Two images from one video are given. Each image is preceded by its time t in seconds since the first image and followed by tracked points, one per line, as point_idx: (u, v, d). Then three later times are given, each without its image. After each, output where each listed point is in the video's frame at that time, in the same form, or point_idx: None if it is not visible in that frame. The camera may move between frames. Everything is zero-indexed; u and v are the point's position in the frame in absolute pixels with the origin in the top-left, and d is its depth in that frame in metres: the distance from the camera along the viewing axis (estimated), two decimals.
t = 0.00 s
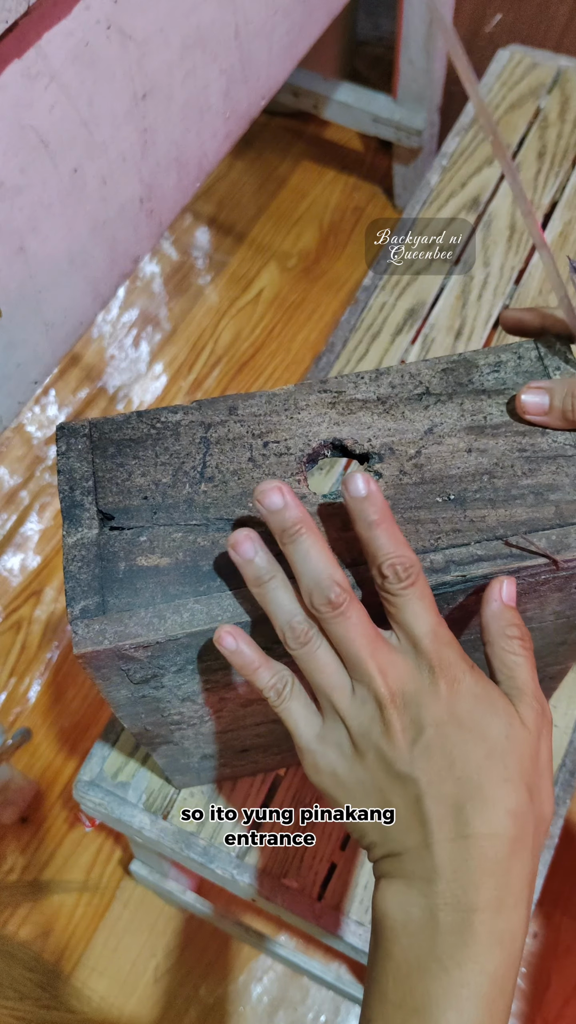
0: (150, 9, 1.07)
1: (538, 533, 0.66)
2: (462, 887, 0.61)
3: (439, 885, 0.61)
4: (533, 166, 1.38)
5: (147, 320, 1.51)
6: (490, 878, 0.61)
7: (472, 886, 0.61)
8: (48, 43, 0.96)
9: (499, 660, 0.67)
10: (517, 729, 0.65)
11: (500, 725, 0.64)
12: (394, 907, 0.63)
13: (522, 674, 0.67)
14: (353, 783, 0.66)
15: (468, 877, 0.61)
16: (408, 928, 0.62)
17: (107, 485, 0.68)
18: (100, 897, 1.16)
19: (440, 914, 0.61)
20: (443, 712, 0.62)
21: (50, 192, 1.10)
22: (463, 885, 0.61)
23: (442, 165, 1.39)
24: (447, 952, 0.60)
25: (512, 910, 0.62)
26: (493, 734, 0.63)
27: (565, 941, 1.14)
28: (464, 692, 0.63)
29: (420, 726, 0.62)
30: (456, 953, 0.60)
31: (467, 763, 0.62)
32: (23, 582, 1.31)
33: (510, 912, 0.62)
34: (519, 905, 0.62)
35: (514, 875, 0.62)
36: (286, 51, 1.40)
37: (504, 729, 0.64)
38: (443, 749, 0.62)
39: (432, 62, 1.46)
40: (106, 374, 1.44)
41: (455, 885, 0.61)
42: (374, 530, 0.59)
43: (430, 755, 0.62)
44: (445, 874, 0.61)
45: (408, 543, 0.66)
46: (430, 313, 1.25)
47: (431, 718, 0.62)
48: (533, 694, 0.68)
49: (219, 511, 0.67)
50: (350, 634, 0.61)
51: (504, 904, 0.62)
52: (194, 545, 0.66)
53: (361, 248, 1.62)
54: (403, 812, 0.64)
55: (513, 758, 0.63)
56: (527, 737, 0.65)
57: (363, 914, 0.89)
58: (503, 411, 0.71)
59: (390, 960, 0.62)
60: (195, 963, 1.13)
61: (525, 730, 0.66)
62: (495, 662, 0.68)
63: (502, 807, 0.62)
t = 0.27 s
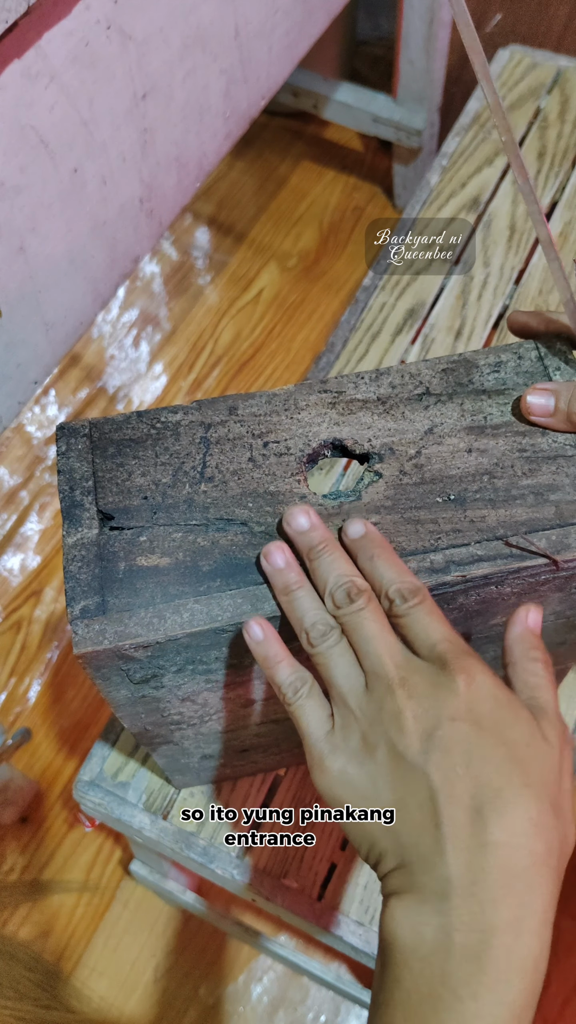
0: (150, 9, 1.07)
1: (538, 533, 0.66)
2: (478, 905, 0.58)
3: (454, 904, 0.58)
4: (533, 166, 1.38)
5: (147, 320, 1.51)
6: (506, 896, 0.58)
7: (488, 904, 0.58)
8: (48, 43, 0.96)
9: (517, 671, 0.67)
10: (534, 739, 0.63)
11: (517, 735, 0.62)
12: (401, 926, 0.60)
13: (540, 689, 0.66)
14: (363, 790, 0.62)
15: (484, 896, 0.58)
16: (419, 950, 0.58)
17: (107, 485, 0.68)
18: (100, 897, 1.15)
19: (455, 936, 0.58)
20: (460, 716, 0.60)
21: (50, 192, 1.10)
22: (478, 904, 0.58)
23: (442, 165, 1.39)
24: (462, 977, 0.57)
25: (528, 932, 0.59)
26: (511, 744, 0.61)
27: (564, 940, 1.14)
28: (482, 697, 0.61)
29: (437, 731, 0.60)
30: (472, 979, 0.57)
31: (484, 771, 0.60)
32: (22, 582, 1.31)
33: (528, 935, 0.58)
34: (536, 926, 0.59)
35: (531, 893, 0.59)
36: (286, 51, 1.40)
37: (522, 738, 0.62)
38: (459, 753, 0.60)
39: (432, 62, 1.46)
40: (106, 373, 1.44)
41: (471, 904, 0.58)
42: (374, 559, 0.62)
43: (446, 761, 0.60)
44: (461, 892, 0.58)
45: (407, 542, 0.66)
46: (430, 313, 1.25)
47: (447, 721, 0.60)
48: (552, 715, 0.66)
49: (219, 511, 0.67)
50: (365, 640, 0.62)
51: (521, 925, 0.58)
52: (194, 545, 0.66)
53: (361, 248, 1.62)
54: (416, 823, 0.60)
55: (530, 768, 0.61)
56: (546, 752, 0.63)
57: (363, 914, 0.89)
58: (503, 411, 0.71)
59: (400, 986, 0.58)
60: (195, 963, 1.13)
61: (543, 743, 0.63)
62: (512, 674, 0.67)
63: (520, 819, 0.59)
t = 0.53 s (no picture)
0: (150, 9, 1.07)
1: (537, 533, 0.66)
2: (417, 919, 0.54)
3: (391, 927, 0.55)
4: (533, 166, 1.38)
5: (147, 320, 1.52)
6: (450, 906, 0.54)
7: (432, 919, 0.53)
8: (48, 43, 0.96)
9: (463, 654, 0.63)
10: (469, 729, 0.58)
11: (449, 738, 0.57)
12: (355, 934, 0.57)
13: (479, 669, 0.62)
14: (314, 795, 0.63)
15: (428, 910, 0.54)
16: (365, 965, 0.55)
17: (107, 485, 0.68)
18: (100, 897, 1.15)
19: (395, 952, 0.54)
20: (388, 732, 0.57)
21: (50, 192, 1.10)
22: (421, 914, 0.53)
23: (442, 165, 1.39)
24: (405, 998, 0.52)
25: (482, 947, 0.54)
26: (440, 754, 0.56)
27: (565, 940, 1.14)
28: (410, 709, 0.57)
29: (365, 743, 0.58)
30: (418, 991, 0.52)
31: (415, 779, 0.56)
32: (22, 582, 1.31)
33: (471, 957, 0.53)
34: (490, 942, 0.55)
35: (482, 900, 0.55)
36: (286, 50, 1.40)
37: (453, 742, 0.57)
38: (379, 766, 0.57)
39: (432, 62, 1.46)
40: (106, 373, 1.44)
41: (412, 926, 0.54)
42: (332, 558, 0.63)
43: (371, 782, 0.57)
44: (395, 917, 0.55)
45: (409, 542, 0.66)
46: (430, 313, 1.25)
47: (381, 735, 0.57)
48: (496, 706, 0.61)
49: (219, 511, 0.67)
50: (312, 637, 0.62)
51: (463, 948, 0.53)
52: (194, 545, 0.66)
53: (361, 248, 1.62)
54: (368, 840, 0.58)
55: (471, 763, 0.57)
56: (493, 749, 0.58)
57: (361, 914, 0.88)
58: (503, 411, 0.71)
59: (352, 1002, 0.55)
60: (195, 963, 1.13)
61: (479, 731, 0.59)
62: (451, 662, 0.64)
63: (457, 833, 0.54)
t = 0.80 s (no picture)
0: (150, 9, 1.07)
1: (537, 533, 0.66)
2: (251, 905, 0.53)
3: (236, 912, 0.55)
4: (533, 166, 1.38)
5: (147, 320, 1.52)
6: (264, 899, 0.52)
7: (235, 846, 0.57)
8: (48, 43, 0.96)
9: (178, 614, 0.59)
10: (187, 713, 0.57)
11: (166, 721, 0.57)
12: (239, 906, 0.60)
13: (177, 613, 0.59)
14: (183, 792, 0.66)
15: (246, 890, 0.54)
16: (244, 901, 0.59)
17: (107, 486, 0.68)
18: (100, 897, 1.15)
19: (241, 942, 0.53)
20: (134, 734, 0.59)
21: (50, 192, 1.10)
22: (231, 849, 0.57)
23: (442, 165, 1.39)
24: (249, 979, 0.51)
25: (312, 922, 0.51)
26: (160, 741, 0.57)
27: (565, 940, 1.14)
28: (112, 707, 0.58)
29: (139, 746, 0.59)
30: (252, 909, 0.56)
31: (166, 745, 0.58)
32: (22, 582, 1.31)
33: (296, 928, 0.50)
34: (317, 910, 0.51)
35: (292, 876, 0.52)
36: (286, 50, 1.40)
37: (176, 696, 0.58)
38: (160, 755, 0.58)
39: (432, 62, 1.46)
40: (106, 373, 1.44)
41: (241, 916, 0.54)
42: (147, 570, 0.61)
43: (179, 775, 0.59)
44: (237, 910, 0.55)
45: (409, 541, 0.66)
46: (430, 313, 1.25)
47: (142, 735, 0.58)
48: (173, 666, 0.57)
49: (219, 511, 0.67)
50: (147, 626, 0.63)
51: (291, 924, 0.51)
52: (195, 545, 0.66)
53: (361, 248, 1.62)
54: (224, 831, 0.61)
55: (174, 739, 0.57)
56: (144, 722, 0.58)
57: (362, 914, 0.86)
58: (503, 411, 0.71)
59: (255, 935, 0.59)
60: (195, 963, 1.12)
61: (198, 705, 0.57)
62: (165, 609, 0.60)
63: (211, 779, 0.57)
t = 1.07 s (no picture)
0: (150, 10, 1.07)
1: (539, 533, 0.66)
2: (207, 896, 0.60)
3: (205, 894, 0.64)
4: (533, 167, 1.38)
5: (147, 320, 1.52)
6: (219, 888, 0.59)
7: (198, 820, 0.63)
8: (49, 44, 0.96)
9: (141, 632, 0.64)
10: (145, 722, 0.65)
11: (137, 727, 0.65)
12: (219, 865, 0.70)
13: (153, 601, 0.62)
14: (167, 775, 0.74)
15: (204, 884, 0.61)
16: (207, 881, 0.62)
17: (108, 487, 0.69)
18: (100, 897, 1.16)
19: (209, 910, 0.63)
20: (112, 733, 0.68)
21: (51, 192, 1.10)
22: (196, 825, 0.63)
23: (442, 166, 1.39)
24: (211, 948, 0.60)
25: (261, 914, 0.58)
26: (135, 743, 0.66)
27: (565, 939, 1.14)
28: (89, 708, 0.68)
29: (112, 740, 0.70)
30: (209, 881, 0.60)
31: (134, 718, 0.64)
32: (23, 582, 1.31)
33: (245, 916, 0.58)
34: (268, 905, 0.58)
35: (244, 880, 0.59)
36: (287, 51, 1.40)
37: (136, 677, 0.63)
38: (134, 753, 0.68)
39: (432, 62, 1.46)
40: (106, 374, 1.45)
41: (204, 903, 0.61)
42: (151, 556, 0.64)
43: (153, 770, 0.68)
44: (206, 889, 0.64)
45: (411, 542, 0.66)
46: (430, 313, 1.26)
47: (115, 733, 0.68)
48: (136, 676, 0.63)
49: (220, 511, 0.68)
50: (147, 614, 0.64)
51: (241, 915, 0.58)
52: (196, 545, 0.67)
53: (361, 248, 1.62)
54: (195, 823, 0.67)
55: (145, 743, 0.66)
56: (116, 723, 0.67)
57: (362, 914, 0.87)
58: (504, 411, 0.71)
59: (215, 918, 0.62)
60: (195, 964, 1.12)
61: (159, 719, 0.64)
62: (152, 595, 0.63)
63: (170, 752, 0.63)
